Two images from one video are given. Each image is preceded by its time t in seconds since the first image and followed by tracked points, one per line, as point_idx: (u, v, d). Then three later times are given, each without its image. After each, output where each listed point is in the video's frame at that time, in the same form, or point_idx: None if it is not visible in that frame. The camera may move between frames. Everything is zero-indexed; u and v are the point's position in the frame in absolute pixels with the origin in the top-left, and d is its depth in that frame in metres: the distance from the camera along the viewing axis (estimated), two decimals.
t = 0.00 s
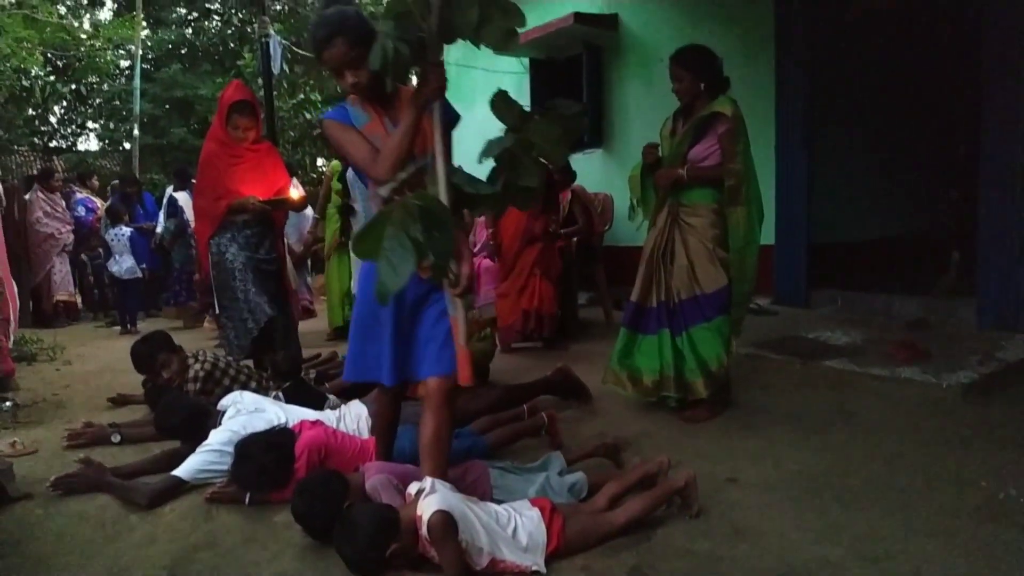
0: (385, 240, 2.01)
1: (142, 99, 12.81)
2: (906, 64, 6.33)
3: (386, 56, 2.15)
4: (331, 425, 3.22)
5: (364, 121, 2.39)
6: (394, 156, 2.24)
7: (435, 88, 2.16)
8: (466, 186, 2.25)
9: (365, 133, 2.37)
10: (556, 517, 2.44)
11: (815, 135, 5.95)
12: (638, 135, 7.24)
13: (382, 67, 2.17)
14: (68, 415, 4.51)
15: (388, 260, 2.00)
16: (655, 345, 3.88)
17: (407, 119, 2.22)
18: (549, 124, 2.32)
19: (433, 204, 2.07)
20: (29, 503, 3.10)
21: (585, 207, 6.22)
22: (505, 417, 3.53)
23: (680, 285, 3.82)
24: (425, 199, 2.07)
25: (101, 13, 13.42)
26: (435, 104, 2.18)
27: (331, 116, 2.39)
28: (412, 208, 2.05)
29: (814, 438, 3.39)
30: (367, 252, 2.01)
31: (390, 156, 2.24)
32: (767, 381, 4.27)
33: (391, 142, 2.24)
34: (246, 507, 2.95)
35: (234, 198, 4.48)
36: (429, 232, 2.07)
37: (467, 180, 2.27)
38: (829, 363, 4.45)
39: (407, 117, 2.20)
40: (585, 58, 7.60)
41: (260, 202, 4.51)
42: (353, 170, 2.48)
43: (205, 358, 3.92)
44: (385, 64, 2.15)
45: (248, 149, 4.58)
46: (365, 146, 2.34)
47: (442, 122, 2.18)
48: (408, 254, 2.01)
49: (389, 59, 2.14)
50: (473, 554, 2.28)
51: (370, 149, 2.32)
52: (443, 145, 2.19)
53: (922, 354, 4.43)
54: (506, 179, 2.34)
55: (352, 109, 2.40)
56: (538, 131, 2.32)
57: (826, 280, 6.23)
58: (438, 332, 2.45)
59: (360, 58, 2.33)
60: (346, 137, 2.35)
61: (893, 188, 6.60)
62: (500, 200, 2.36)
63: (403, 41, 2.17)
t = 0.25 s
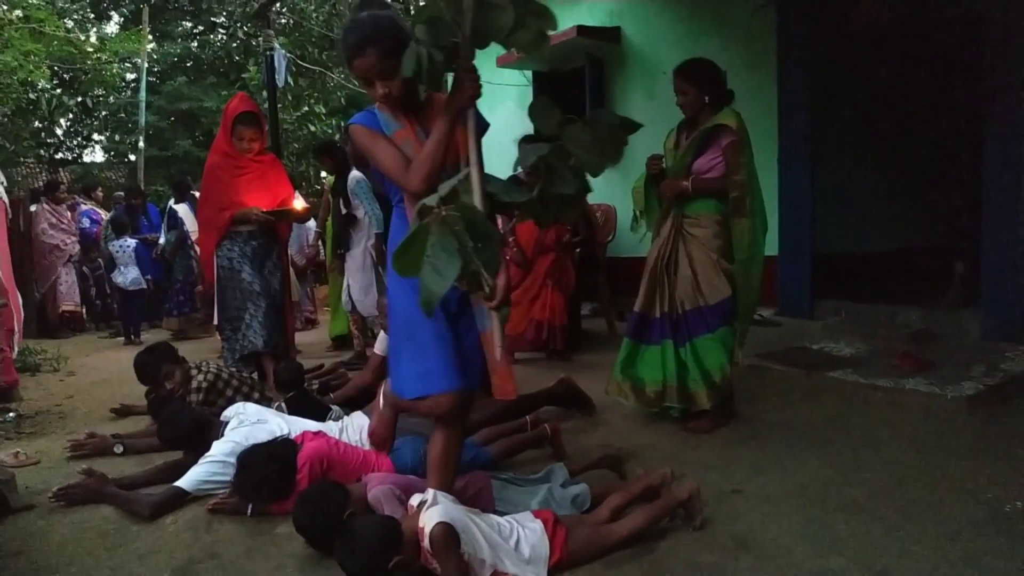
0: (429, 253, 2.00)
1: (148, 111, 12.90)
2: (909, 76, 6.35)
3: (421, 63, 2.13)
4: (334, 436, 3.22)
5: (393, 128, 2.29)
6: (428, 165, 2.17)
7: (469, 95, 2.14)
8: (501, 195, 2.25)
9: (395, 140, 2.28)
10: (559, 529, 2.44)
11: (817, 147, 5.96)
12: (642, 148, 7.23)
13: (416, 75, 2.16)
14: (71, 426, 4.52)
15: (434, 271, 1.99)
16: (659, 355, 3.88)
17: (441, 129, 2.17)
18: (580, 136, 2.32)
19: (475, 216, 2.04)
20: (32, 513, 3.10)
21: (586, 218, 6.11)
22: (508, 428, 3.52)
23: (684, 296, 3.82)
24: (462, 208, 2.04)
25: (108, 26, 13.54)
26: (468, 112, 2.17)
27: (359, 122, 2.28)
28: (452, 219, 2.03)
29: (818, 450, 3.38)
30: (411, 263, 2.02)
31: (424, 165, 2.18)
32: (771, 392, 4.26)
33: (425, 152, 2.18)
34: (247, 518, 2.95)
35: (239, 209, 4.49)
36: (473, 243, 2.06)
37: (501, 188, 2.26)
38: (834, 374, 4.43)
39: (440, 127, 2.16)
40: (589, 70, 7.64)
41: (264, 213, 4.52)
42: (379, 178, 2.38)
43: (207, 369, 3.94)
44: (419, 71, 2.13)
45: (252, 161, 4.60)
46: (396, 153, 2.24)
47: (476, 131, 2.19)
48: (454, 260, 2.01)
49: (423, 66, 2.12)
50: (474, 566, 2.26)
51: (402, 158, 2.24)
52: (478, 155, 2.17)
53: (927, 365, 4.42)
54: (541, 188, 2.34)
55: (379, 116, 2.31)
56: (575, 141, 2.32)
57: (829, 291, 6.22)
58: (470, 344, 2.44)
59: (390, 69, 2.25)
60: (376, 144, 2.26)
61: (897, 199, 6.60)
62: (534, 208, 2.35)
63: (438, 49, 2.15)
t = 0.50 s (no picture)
0: (443, 267, 2.05)
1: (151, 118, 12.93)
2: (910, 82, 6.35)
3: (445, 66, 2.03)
4: (334, 444, 3.22)
5: (412, 125, 2.24)
6: (445, 167, 2.12)
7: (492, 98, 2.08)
8: (525, 199, 2.17)
9: (413, 137, 2.23)
10: (559, 538, 2.43)
11: (818, 153, 5.96)
12: (644, 155, 7.22)
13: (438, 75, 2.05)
14: (72, 433, 4.52)
15: (444, 287, 2.04)
16: (661, 362, 3.87)
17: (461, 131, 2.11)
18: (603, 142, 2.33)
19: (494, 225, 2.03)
20: (32, 521, 3.10)
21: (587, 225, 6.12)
22: (509, 436, 3.51)
23: (686, 303, 3.81)
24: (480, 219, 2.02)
25: (111, 33, 13.60)
26: (490, 114, 2.12)
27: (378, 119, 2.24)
28: (472, 227, 2.02)
29: (820, 458, 3.36)
30: (425, 272, 2.05)
31: (441, 166, 2.12)
32: (773, 399, 4.25)
33: (443, 153, 2.13)
34: (248, 526, 2.94)
35: (241, 215, 4.49)
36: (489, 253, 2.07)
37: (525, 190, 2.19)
38: (836, 382, 4.42)
39: (461, 129, 2.10)
40: (590, 77, 7.65)
41: (267, 219, 4.52)
42: (396, 174, 2.34)
43: (209, 376, 3.93)
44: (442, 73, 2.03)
45: (254, 167, 4.61)
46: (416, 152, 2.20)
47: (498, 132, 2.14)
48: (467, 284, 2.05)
49: (447, 68, 2.02)
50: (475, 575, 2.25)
51: (419, 157, 2.19)
52: (499, 160, 2.14)
53: (929, 372, 4.40)
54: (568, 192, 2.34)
55: (399, 112, 2.26)
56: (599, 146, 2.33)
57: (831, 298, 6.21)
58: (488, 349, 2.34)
59: (407, 72, 2.16)
60: (394, 142, 2.22)
61: (899, 205, 6.59)
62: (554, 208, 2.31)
63: (463, 48, 2.04)
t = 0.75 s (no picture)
0: (481, 282, 1.77)
1: (155, 123, 12.93)
2: (912, 87, 6.35)
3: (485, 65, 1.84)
4: (337, 450, 3.22)
5: (445, 129, 1.98)
6: (484, 176, 1.86)
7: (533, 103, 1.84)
8: (563, 213, 1.94)
9: (446, 142, 1.97)
10: (562, 545, 2.34)
11: (820, 159, 5.97)
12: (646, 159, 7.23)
13: (477, 78, 1.88)
14: (74, 438, 4.53)
15: (486, 304, 1.75)
16: (663, 368, 3.87)
17: (501, 135, 1.86)
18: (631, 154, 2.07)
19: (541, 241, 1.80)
20: (35, 526, 3.11)
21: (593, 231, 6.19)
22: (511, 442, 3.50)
23: (688, 310, 3.81)
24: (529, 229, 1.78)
25: (115, 39, 13.68)
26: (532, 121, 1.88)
27: (408, 120, 1.98)
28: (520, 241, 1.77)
29: (822, 465, 3.35)
30: (463, 287, 1.79)
31: (479, 174, 1.86)
32: (775, 406, 4.24)
33: (481, 160, 1.87)
34: (248, 531, 2.94)
35: (245, 220, 4.50)
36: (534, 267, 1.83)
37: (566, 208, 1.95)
38: (838, 388, 4.41)
39: (500, 133, 1.86)
40: (592, 82, 7.67)
41: (271, 224, 4.53)
42: (425, 184, 2.07)
43: (211, 381, 3.94)
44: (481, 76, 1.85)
45: (257, 173, 4.63)
46: (450, 160, 1.93)
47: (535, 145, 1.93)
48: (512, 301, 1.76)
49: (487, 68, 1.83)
50: None
51: (453, 164, 1.92)
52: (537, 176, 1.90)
53: (931, 378, 4.39)
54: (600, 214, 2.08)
55: (431, 115, 2.00)
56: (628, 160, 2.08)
57: (834, 304, 6.21)
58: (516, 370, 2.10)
59: (448, 58, 1.98)
60: (425, 147, 1.95)
61: (901, 211, 6.58)
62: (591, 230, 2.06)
63: (505, 44, 1.85)
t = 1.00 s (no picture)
0: (543, 281, 1.55)
1: (158, 127, 12.94)
2: (914, 91, 6.34)
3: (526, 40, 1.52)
4: (337, 455, 3.22)
5: (476, 114, 1.70)
6: (517, 170, 1.57)
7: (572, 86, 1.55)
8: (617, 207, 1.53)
9: (476, 129, 1.68)
10: (563, 552, 2.33)
11: (821, 163, 5.96)
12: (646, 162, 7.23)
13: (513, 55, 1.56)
14: (75, 443, 4.53)
15: (558, 301, 1.53)
16: (664, 374, 3.86)
17: (538, 120, 1.57)
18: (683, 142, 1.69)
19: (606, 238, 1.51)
20: (35, 532, 3.11)
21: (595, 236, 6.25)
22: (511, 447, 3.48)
23: (688, 315, 3.80)
24: (605, 219, 1.50)
25: (118, 44, 13.71)
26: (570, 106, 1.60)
27: (433, 102, 1.69)
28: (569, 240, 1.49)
29: (824, 470, 3.34)
30: (508, 289, 1.61)
31: (513, 168, 1.57)
32: (777, 410, 4.22)
33: (515, 149, 1.58)
34: (248, 537, 2.93)
35: (246, 225, 4.50)
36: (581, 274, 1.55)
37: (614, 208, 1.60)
38: (840, 392, 4.40)
39: (536, 119, 1.56)
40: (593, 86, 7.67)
41: (273, 229, 4.53)
42: (452, 177, 1.78)
43: (212, 386, 3.95)
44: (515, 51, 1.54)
45: (258, 178, 4.63)
46: (481, 149, 1.64)
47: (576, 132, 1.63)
48: (588, 296, 1.53)
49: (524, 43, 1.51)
50: None
51: (484, 155, 1.63)
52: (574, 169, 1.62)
53: (933, 383, 4.38)
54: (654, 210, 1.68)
55: (460, 98, 1.72)
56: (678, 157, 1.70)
57: (836, 308, 6.19)
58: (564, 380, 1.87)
59: (482, 13, 1.65)
60: (451, 134, 1.66)
61: (903, 214, 6.57)
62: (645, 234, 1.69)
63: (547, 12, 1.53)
